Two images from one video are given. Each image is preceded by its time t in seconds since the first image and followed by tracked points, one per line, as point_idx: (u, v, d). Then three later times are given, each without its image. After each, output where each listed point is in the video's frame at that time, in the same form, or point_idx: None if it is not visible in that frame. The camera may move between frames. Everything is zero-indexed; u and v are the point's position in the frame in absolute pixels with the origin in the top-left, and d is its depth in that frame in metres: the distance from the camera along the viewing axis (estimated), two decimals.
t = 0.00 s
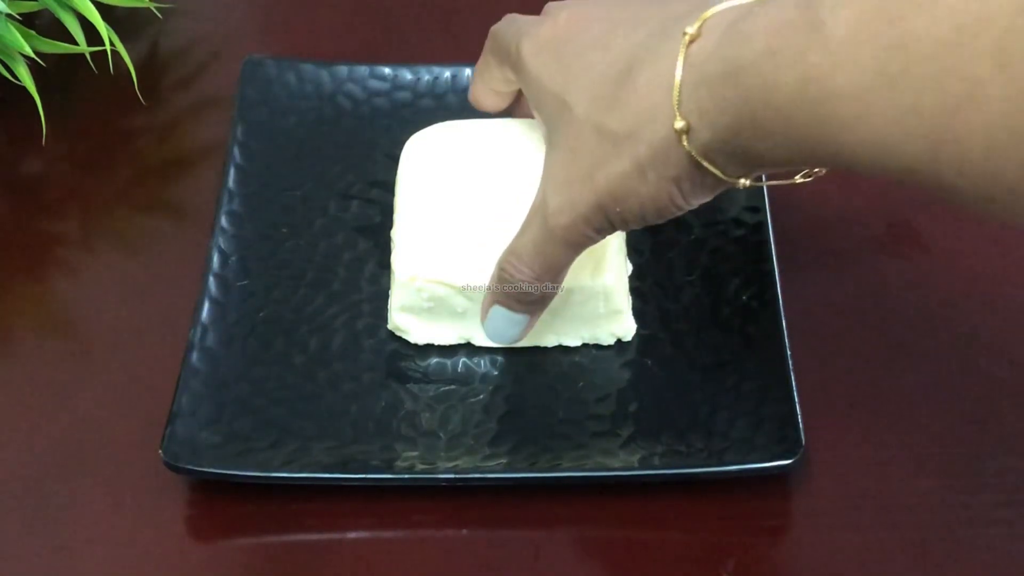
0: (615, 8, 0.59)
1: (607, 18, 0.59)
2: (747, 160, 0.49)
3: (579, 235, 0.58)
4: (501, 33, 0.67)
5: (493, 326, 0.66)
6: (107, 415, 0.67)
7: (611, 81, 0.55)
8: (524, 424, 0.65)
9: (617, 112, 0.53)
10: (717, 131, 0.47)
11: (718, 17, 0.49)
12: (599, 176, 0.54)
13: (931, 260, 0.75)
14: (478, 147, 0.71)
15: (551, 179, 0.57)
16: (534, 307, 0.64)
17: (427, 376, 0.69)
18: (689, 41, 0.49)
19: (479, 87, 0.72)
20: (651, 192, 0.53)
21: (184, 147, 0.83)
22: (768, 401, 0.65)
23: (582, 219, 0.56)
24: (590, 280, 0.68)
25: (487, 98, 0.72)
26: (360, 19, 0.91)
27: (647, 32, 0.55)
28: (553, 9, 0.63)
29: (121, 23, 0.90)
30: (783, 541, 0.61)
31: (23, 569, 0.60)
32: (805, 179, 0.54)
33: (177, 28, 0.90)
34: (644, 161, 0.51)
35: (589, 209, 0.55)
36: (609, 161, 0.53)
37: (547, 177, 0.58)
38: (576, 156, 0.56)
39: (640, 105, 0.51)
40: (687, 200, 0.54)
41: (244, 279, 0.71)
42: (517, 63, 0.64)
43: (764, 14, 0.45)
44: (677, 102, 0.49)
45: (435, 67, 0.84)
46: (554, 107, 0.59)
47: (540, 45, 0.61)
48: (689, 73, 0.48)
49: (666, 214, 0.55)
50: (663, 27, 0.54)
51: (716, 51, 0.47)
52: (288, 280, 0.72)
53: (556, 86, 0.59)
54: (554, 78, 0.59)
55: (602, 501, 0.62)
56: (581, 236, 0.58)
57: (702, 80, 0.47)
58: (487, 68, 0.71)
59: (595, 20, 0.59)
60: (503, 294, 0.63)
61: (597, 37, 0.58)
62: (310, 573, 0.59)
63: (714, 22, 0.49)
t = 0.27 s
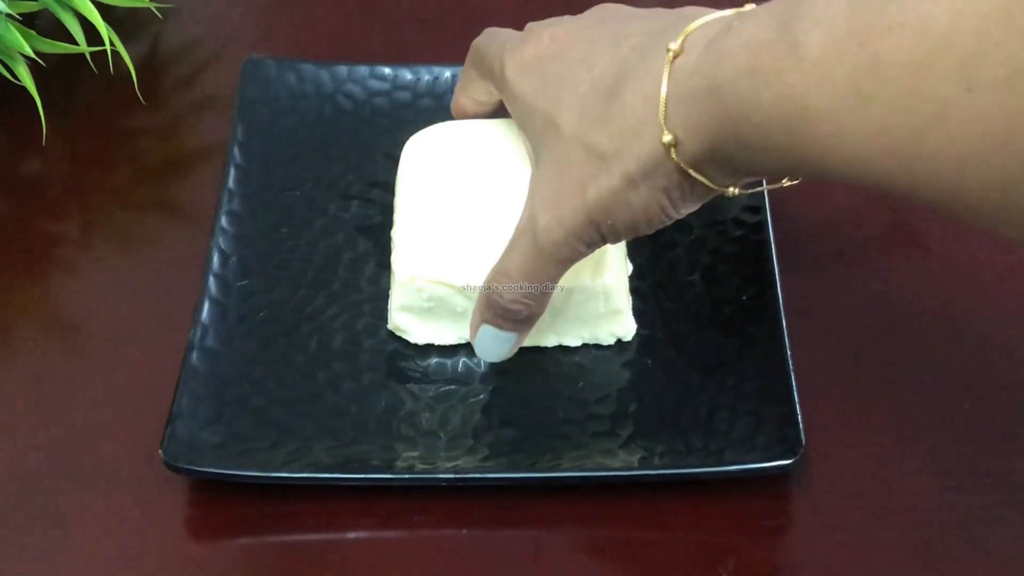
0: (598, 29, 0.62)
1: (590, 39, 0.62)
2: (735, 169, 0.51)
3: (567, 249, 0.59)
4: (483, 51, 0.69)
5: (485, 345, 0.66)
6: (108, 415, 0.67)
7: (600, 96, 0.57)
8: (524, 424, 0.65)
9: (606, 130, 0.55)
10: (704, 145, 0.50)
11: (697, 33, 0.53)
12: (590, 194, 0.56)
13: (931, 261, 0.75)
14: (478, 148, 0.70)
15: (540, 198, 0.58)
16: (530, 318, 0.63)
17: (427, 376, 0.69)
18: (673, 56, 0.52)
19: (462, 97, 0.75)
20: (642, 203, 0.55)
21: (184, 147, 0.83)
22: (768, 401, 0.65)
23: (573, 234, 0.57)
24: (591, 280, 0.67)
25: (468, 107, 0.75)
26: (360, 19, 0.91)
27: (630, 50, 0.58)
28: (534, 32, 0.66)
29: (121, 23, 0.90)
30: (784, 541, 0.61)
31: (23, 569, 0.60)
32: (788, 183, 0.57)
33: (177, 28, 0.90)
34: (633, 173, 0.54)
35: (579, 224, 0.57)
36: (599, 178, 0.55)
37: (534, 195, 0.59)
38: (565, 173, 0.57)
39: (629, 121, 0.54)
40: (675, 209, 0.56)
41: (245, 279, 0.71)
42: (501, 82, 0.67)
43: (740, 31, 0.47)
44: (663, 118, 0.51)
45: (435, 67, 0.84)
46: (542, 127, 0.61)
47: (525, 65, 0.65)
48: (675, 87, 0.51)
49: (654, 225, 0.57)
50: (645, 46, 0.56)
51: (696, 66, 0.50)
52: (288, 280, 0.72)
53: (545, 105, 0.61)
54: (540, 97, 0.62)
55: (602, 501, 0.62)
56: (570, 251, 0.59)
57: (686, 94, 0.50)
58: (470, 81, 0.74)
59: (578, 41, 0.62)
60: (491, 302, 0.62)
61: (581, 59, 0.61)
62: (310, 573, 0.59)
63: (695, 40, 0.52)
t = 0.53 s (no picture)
0: (594, 32, 0.62)
1: (588, 42, 0.62)
2: (739, 166, 0.52)
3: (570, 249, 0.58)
4: (477, 51, 0.69)
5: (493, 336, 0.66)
6: (108, 415, 0.67)
7: (599, 100, 0.57)
8: (525, 424, 0.65)
9: (608, 129, 0.55)
10: (706, 142, 0.50)
11: (697, 32, 0.53)
12: (592, 192, 0.55)
13: (931, 261, 0.75)
14: (477, 148, 0.70)
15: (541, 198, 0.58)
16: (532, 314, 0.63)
17: (427, 376, 0.69)
18: (675, 54, 0.53)
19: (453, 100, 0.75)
20: (645, 201, 0.55)
21: (184, 147, 0.83)
22: (768, 401, 0.65)
23: (576, 234, 0.57)
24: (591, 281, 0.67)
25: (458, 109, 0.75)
26: (360, 19, 0.91)
27: (629, 52, 0.58)
28: (530, 34, 0.66)
29: (121, 23, 0.90)
30: (783, 541, 0.61)
31: (24, 569, 0.60)
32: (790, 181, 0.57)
33: (177, 29, 0.90)
34: (637, 171, 0.54)
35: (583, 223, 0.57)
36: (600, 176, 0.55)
37: (535, 193, 0.59)
38: (567, 174, 0.57)
39: (629, 121, 0.54)
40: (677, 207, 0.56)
41: (245, 279, 0.71)
42: (498, 83, 0.66)
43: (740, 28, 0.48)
44: (666, 115, 0.52)
45: (435, 67, 0.85)
46: (542, 127, 0.61)
47: (520, 67, 0.64)
48: (676, 86, 0.52)
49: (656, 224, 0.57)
50: (646, 48, 0.57)
51: (696, 64, 0.50)
52: (288, 280, 0.72)
53: (544, 108, 0.61)
54: (538, 99, 0.62)
55: (603, 501, 0.62)
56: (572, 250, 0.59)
57: (688, 91, 0.51)
58: (460, 83, 0.74)
59: (574, 43, 0.62)
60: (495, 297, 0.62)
61: (579, 61, 0.61)
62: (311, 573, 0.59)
63: (696, 36, 0.53)
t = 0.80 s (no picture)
0: (600, 34, 0.62)
1: (592, 46, 0.61)
2: (751, 174, 0.52)
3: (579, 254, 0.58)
4: (482, 54, 0.69)
5: (493, 331, 0.65)
6: (107, 415, 0.67)
7: (610, 108, 0.57)
8: (525, 424, 0.65)
9: (620, 137, 0.55)
10: (722, 153, 0.51)
11: (708, 43, 0.53)
12: (602, 200, 0.55)
13: (931, 260, 0.75)
14: (478, 149, 0.70)
15: (551, 205, 0.58)
16: (535, 314, 0.63)
17: (427, 376, 0.69)
18: (687, 66, 0.52)
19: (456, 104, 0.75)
20: (656, 209, 0.55)
21: (184, 147, 0.83)
22: (768, 401, 0.65)
23: (583, 241, 0.57)
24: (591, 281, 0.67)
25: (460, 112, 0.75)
26: (360, 19, 0.91)
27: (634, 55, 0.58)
28: (536, 36, 0.65)
29: (121, 23, 0.90)
30: (783, 541, 0.61)
31: (24, 569, 0.60)
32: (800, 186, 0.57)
33: (177, 29, 0.90)
34: (649, 180, 0.54)
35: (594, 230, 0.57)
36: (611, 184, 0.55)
37: (543, 199, 0.58)
38: (576, 183, 0.57)
39: (637, 129, 0.54)
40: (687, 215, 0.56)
41: (244, 279, 0.71)
42: (503, 87, 0.66)
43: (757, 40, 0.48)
44: (679, 127, 0.52)
45: (435, 67, 0.85)
46: (551, 134, 0.60)
47: (527, 71, 0.64)
48: (690, 99, 0.51)
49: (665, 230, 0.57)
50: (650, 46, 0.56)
51: (711, 78, 0.50)
52: (288, 280, 0.72)
53: (551, 114, 0.60)
54: (548, 104, 0.61)
55: (602, 501, 0.62)
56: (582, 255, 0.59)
57: (704, 102, 0.50)
58: (462, 84, 0.74)
59: (581, 46, 0.62)
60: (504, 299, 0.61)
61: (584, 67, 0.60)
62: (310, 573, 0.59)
63: (708, 46, 0.53)
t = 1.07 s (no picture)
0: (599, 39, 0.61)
1: (592, 54, 0.61)
2: (743, 191, 0.52)
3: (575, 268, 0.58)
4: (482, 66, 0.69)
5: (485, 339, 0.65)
6: (108, 414, 0.67)
7: (606, 121, 0.57)
8: (525, 424, 0.65)
9: (612, 156, 0.55)
10: (716, 172, 0.51)
11: (700, 64, 0.53)
12: (597, 216, 0.55)
13: (931, 260, 0.75)
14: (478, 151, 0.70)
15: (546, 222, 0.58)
16: (532, 324, 0.62)
17: (427, 376, 0.69)
18: (681, 86, 0.53)
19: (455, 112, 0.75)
20: (650, 224, 0.55)
21: (184, 148, 0.83)
22: (768, 401, 0.66)
23: (578, 255, 0.57)
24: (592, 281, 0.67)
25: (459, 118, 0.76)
26: (360, 19, 0.91)
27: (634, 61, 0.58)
28: (532, 48, 0.65)
29: (121, 23, 0.90)
30: (783, 541, 0.61)
31: (24, 568, 0.60)
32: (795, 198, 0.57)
33: (177, 29, 0.90)
34: (642, 197, 0.54)
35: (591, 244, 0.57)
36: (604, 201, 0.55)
37: (540, 213, 0.59)
38: (570, 199, 0.57)
39: (635, 139, 0.54)
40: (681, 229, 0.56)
41: (244, 279, 0.71)
42: (499, 98, 0.66)
43: (747, 62, 0.48)
44: (673, 146, 0.52)
45: (435, 67, 0.85)
46: (547, 146, 0.60)
47: (523, 83, 0.63)
48: (683, 119, 0.52)
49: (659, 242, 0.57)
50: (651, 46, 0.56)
51: (705, 97, 0.50)
52: (288, 280, 0.72)
53: (548, 128, 0.60)
54: (544, 117, 0.61)
55: (602, 502, 0.62)
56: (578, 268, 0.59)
57: (697, 123, 0.50)
58: (462, 92, 0.74)
59: (579, 59, 0.62)
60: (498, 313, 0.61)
61: (581, 80, 0.61)
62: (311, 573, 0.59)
63: (700, 68, 0.53)
